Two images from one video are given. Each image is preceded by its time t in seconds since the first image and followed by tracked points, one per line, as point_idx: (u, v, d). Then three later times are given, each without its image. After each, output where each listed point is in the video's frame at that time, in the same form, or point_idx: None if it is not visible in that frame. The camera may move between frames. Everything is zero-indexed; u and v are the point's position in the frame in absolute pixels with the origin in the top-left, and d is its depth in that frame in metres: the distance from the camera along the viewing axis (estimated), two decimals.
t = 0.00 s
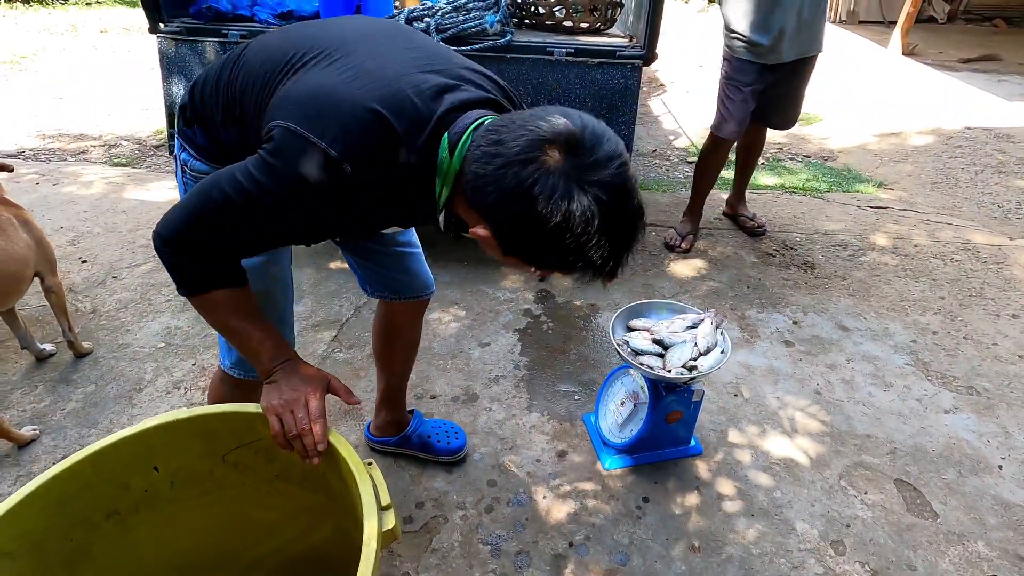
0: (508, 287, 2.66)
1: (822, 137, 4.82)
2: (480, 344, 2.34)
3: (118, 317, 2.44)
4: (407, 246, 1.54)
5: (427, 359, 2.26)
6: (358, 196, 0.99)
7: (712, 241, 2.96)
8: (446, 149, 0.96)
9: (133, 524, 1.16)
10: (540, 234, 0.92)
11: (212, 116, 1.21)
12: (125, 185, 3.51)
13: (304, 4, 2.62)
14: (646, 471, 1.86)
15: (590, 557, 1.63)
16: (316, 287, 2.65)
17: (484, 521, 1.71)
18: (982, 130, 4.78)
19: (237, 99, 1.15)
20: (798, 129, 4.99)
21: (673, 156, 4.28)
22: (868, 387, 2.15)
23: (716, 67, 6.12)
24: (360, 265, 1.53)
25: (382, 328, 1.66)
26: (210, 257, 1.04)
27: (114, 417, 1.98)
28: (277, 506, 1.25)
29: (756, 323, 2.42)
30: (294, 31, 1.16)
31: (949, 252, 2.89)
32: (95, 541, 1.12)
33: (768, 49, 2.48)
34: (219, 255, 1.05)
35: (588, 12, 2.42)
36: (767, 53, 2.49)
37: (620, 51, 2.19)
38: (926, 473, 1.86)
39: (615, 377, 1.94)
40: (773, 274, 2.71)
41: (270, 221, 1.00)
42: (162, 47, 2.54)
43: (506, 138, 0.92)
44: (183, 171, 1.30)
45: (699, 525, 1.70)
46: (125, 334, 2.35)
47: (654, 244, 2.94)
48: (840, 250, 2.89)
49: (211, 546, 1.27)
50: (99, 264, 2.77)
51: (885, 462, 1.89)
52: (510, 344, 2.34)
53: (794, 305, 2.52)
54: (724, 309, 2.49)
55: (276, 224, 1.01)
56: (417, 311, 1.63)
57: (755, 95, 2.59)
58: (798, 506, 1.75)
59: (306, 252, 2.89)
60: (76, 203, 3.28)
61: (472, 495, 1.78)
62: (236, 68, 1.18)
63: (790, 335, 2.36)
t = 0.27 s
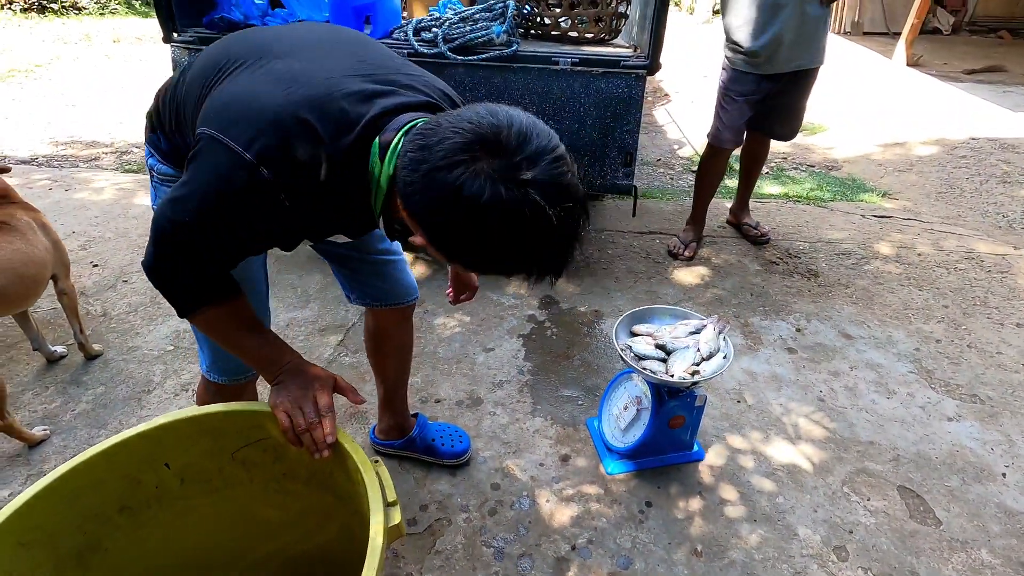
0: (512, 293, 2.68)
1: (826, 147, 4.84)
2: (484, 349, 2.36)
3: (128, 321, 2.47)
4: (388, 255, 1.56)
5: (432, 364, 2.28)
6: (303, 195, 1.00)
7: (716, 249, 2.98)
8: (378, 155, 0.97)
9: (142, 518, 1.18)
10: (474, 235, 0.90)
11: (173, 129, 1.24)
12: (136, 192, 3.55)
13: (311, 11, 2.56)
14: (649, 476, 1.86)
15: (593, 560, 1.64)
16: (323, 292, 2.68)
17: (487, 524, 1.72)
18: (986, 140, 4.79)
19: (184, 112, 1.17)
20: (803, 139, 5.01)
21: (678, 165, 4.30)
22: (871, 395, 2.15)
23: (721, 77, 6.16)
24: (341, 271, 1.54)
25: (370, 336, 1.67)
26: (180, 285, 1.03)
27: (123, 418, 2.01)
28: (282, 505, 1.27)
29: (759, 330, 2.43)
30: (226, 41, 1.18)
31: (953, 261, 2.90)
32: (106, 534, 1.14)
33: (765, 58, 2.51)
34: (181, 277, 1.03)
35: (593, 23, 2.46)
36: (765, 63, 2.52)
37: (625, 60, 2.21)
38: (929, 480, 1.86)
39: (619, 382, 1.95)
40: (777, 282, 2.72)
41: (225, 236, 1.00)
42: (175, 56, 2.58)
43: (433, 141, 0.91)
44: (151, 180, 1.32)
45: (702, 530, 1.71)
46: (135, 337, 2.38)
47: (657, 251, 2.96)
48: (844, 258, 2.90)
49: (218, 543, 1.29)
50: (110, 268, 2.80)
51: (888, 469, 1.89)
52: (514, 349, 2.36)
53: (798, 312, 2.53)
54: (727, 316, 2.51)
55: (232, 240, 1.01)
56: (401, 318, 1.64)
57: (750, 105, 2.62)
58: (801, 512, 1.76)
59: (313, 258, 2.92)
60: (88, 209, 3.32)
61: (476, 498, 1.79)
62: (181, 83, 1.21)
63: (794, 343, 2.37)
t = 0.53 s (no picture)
0: (513, 304, 2.70)
1: (827, 162, 4.86)
2: (485, 359, 2.38)
3: (133, 329, 2.51)
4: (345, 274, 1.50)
5: (433, 374, 2.30)
6: (234, 149, 0.96)
7: (716, 261, 3.00)
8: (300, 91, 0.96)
9: (145, 521, 1.20)
10: (409, 114, 0.84)
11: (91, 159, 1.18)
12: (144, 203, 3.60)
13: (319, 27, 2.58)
14: (647, 486, 1.87)
15: (590, 570, 1.64)
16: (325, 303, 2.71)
17: (485, 533, 1.73)
18: (987, 155, 4.81)
19: (95, 129, 1.11)
20: (804, 153, 5.04)
21: (680, 178, 4.33)
22: (870, 407, 2.15)
23: (723, 93, 6.21)
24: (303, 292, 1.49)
25: (343, 347, 1.62)
26: (144, 285, 0.98)
27: (126, 425, 2.03)
28: (282, 510, 1.28)
29: (759, 342, 2.44)
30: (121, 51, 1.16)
31: (953, 274, 2.91)
32: (109, 536, 1.16)
33: (766, 76, 2.53)
34: (138, 279, 0.98)
35: (594, 39, 2.48)
36: (765, 80, 2.54)
37: (624, 76, 2.25)
38: (928, 493, 1.86)
39: (617, 392, 1.96)
40: (776, 295, 2.73)
41: (183, 224, 0.96)
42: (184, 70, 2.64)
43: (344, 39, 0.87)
44: (96, 225, 1.24)
45: (699, 541, 1.71)
46: (140, 346, 2.41)
47: (658, 264, 2.98)
48: (843, 271, 2.92)
49: (218, 547, 1.30)
50: (117, 278, 2.84)
51: (886, 481, 1.89)
52: (514, 360, 2.37)
53: (797, 325, 2.54)
54: (726, 328, 2.52)
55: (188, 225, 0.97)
56: (369, 332, 1.58)
57: (754, 121, 2.63)
58: (798, 523, 1.76)
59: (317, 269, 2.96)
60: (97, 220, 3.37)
61: (474, 507, 1.80)
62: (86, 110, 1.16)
63: (793, 355, 2.38)
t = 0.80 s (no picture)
0: (515, 320, 2.72)
1: (830, 181, 4.90)
2: (486, 374, 2.40)
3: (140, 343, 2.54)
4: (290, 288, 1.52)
5: (435, 389, 2.32)
6: (209, 75, 0.90)
7: (717, 279, 3.02)
8: None
9: (150, 530, 1.22)
10: None
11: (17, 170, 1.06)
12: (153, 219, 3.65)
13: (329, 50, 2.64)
14: (647, 502, 1.87)
15: None
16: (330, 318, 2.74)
17: (484, 546, 1.74)
18: (990, 175, 4.83)
19: (22, 134, 0.99)
20: (807, 173, 5.07)
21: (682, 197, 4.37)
22: (871, 425, 2.15)
23: (726, 113, 6.27)
24: (259, 316, 1.48)
25: (296, 362, 1.63)
26: (150, 269, 0.92)
27: (131, 437, 2.05)
28: (285, 520, 1.30)
29: (760, 360, 2.45)
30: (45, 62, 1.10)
31: (954, 293, 2.92)
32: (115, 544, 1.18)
33: (771, 96, 2.55)
34: (140, 265, 0.91)
35: (596, 61, 2.54)
36: (772, 100, 2.55)
37: (625, 98, 2.30)
38: (929, 511, 1.85)
39: (617, 407, 1.97)
40: (777, 312, 2.75)
41: (178, 201, 0.90)
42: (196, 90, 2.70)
43: None
44: (53, 272, 1.10)
45: (699, 557, 1.71)
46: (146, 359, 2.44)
47: (659, 281, 3.00)
48: (844, 289, 2.93)
49: (221, 557, 1.32)
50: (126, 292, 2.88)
51: (888, 499, 1.89)
52: (515, 375, 2.39)
53: (798, 342, 2.55)
54: (727, 345, 2.53)
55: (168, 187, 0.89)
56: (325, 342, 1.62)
57: (759, 142, 2.65)
58: (799, 540, 1.75)
59: (322, 284, 2.99)
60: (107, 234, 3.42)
61: (474, 521, 1.81)
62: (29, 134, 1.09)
63: (793, 372, 2.39)
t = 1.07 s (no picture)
0: (521, 338, 2.75)
1: (835, 202, 4.92)
2: (493, 392, 2.42)
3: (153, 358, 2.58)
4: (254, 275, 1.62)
5: (442, 406, 2.34)
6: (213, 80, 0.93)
7: (722, 298, 3.04)
8: None
9: (163, 542, 1.24)
10: None
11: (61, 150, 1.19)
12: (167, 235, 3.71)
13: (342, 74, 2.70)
14: (652, 521, 1.88)
15: None
16: (339, 334, 2.77)
17: (490, 564, 1.74)
18: (996, 197, 4.84)
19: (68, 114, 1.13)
20: (813, 193, 5.10)
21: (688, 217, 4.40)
22: (877, 446, 2.16)
23: (732, 133, 6.33)
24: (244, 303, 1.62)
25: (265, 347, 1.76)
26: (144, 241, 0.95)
27: (143, 451, 2.08)
28: (294, 534, 1.32)
29: (765, 379, 2.46)
30: (28, 30, 1.14)
31: (960, 314, 2.92)
32: (129, 556, 1.20)
33: (775, 120, 2.59)
34: (139, 234, 0.95)
35: (602, 85, 2.60)
36: (776, 124, 2.60)
37: (630, 121, 2.35)
38: (936, 534, 1.84)
39: (621, 426, 1.99)
40: (783, 333, 2.76)
41: (178, 192, 0.94)
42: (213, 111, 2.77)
43: None
44: (90, 272, 1.25)
45: None
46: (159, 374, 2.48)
47: (665, 300, 3.03)
48: (849, 310, 2.94)
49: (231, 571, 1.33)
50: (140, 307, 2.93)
51: (894, 521, 1.88)
52: (521, 393, 2.41)
53: (803, 363, 2.56)
54: (732, 365, 2.54)
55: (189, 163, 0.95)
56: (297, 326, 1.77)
57: (762, 164, 2.69)
58: (804, 562, 1.75)
59: (331, 301, 3.03)
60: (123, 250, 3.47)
61: (480, 538, 1.82)
62: (18, 104, 1.13)
63: (799, 392, 2.39)
